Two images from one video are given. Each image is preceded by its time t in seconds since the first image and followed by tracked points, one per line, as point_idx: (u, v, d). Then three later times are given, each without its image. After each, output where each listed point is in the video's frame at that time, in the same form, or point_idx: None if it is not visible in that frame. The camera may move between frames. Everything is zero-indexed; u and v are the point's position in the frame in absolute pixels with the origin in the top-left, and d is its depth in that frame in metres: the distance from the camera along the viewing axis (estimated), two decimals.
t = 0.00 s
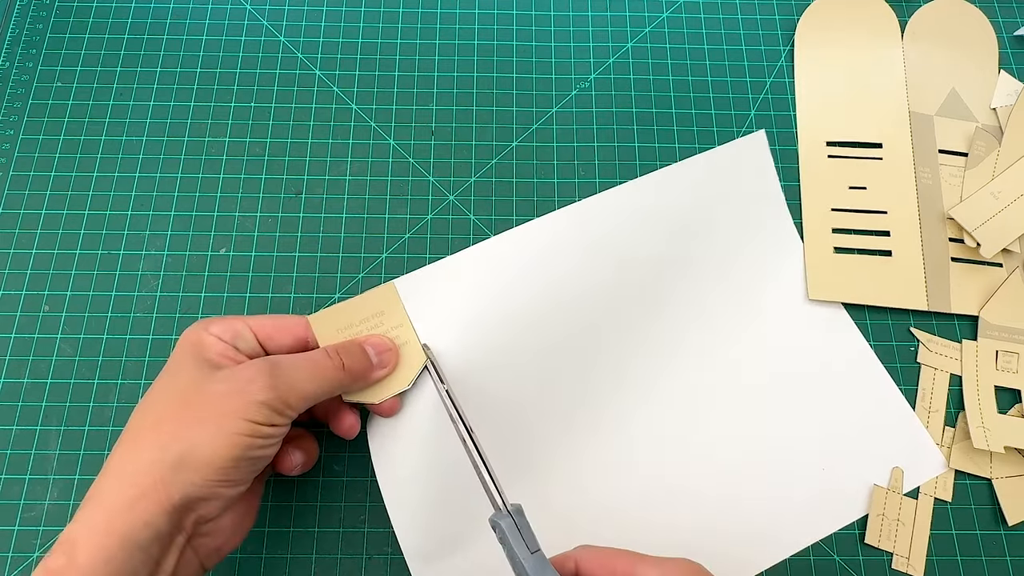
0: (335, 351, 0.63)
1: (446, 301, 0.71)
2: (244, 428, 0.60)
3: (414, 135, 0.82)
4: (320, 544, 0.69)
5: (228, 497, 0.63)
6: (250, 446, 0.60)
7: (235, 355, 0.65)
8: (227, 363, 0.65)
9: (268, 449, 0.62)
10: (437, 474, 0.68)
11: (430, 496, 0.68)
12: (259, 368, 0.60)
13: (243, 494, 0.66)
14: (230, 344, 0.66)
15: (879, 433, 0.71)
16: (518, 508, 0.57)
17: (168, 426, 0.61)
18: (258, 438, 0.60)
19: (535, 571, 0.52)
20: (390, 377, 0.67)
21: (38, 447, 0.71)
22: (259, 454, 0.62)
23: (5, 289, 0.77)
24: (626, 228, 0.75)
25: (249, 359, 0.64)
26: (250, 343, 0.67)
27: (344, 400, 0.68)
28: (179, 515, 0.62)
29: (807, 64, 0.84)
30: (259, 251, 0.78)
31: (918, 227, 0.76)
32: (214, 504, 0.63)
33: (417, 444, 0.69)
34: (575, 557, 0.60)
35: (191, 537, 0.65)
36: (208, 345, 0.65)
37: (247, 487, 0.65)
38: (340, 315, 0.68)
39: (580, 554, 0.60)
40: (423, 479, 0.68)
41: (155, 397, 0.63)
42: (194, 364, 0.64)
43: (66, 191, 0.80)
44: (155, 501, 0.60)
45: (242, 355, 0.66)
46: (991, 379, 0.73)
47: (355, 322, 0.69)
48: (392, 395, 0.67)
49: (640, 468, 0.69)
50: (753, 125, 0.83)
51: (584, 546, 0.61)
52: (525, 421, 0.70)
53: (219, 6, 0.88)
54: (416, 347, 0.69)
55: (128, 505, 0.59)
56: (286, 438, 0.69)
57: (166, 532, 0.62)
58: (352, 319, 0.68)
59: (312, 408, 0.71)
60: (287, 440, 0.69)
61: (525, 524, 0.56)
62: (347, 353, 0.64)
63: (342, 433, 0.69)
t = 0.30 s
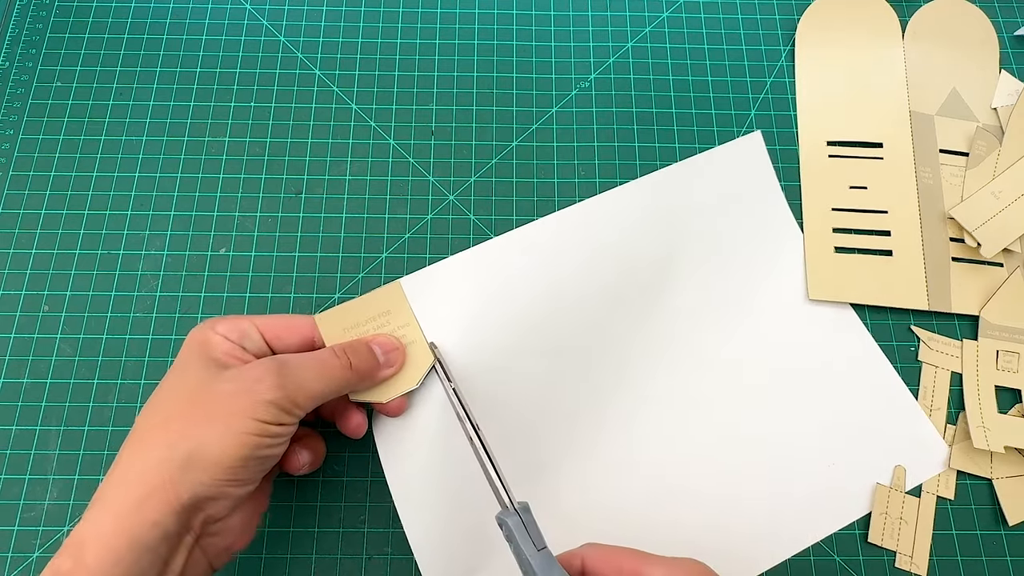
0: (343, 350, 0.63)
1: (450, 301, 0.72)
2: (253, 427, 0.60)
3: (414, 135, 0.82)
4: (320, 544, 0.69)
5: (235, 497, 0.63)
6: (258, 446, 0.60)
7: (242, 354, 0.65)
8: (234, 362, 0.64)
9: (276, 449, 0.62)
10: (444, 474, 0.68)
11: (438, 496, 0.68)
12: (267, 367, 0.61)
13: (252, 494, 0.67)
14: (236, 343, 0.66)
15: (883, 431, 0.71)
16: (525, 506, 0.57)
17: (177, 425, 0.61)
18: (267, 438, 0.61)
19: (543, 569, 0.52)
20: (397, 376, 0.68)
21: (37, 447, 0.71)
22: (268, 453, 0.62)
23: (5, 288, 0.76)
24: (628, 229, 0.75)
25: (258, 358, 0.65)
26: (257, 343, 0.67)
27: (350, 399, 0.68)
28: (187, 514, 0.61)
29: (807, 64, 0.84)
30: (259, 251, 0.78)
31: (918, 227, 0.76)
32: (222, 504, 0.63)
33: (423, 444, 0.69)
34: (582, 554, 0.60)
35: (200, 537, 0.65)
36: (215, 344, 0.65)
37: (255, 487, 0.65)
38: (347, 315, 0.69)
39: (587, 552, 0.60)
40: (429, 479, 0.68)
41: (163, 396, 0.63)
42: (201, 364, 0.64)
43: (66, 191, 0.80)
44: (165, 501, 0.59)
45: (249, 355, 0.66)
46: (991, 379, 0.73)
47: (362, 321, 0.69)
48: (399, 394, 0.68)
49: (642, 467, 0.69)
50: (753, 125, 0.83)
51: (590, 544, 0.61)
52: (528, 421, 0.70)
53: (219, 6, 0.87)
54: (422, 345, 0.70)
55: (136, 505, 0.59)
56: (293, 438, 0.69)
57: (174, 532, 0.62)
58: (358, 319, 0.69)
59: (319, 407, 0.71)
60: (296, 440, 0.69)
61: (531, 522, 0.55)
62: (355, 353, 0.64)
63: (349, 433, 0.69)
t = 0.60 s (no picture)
0: (347, 349, 0.63)
1: (451, 300, 0.72)
2: (258, 426, 0.60)
3: (414, 135, 0.82)
4: (320, 544, 0.69)
5: (241, 496, 0.63)
6: (264, 444, 0.60)
7: (247, 354, 0.65)
8: (240, 361, 0.64)
9: (282, 448, 0.62)
10: (449, 474, 0.68)
11: (442, 496, 0.68)
12: (271, 366, 0.61)
13: (258, 493, 0.67)
14: (242, 342, 0.66)
15: (885, 430, 0.71)
16: (529, 506, 0.57)
17: (183, 425, 0.60)
18: (272, 437, 0.60)
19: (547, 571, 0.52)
20: (402, 375, 0.68)
21: (37, 447, 0.71)
22: (273, 453, 0.62)
23: (5, 288, 0.76)
24: (628, 229, 0.75)
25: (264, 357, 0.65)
26: (262, 342, 0.67)
27: (356, 399, 0.68)
28: (194, 514, 0.61)
29: (806, 64, 0.84)
30: (259, 251, 0.78)
31: (918, 227, 0.76)
32: (229, 503, 0.63)
33: (426, 444, 0.69)
34: (586, 553, 0.60)
35: (207, 536, 0.65)
36: (221, 343, 0.65)
37: (261, 486, 0.65)
38: (350, 314, 0.68)
39: (591, 552, 0.60)
40: (433, 479, 0.68)
41: (169, 396, 0.63)
42: (207, 363, 0.64)
43: (66, 191, 0.80)
44: (171, 501, 0.59)
45: (254, 354, 0.66)
46: (991, 379, 0.73)
47: (366, 320, 0.69)
48: (403, 393, 0.68)
49: (643, 467, 0.69)
50: (753, 125, 0.83)
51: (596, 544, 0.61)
52: (529, 420, 0.70)
53: (219, 6, 0.88)
54: (427, 344, 0.70)
55: (143, 506, 0.59)
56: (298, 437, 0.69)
57: (180, 532, 0.61)
58: (362, 318, 0.68)
59: (325, 407, 0.71)
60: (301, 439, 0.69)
61: (535, 523, 0.55)
62: (360, 352, 0.64)
63: (355, 432, 0.69)
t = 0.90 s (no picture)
0: (348, 353, 0.63)
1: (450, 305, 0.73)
2: (258, 430, 0.59)
3: (414, 135, 0.82)
4: (320, 544, 0.69)
5: (240, 500, 0.63)
6: (263, 449, 0.60)
7: (247, 358, 0.65)
8: (240, 366, 0.64)
9: (281, 451, 0.62)
10: (450, 473, 0.69)
11: (445, 496, 0.68)
12: (271, 370, 0.60)
13: (258, 498, 0.66)
14: (242, 347, 0.66)
15: (883, 431, 0.71)
16: (530, 507, 0.56)
17: (182, 430, 0.60)
18: (272, 441, 0.60)
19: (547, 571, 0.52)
20: (402, 379, 0.68)
21: (38, 447, 0.71)
22: (273, 457, 0.62)
23: (5, 289, 0.77)
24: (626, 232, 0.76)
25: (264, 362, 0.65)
26: (263, 347, 0.67)
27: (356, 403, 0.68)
28: (194, 519, 0.61)
29: (806, 64, 0.84)
30: (259, 251, 0.78)
31: (917, 227, 0.76)
32: (227, 508, 0.62)
33: (427, 445, 0.69)
34: (587, 553, 0.60)
35: (207, 541, 0.65)
36: (221, 349, 0.65)
37: (261, 490, 0.65)
38: (351, 317, 0.69)
39: (591, 552, 0.60)
40: (435, 478, 0.69)
41: (169, 401, 0.63)
42: (207, 368, 0.64)
43: (66, 191, 0.80)
44: (171, 506, 0.59)
45: (254, 359, 0.66)
46: (991, 379, 0.73)
47: (367, 323, 0.70)
48: (404, 396, 0.68)
49: (643, 468, 0.69)
50: (753, 125, 0.83)
51: (594, 544, 0.61)
52: (529, 421, 0.70)
53: (219, 6, 0.88)
54: (428, 347, 0.70)
55: (143, 510, 0.59)
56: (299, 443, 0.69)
57: (180, 537, 0.61)
58: (364, 321, 0.70)
59: (326, 411, 0.71)
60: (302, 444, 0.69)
61: (535, 524, 0.55)
62: (360, 356, 0.64)
63: (355, 437, 0.69)
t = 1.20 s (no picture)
0: (353, 356, 0.63)
1: (452, 306, 0.73)
2: (262, 433, 0.59)
3: (414, 135, 0.82)
4: (320, 544, 0.69)
5: (245, 503, 0.63)
6: (268, 451, 0.60)
7: (255, 361, 0.65)
8: (245, 368, 0.64)
9: (286, 453, 0.62)
10: (453, 475, 0.68)
11: (447, 497, 0.68)
12: (276, 373, 0.60)
13: (263, 500, 0.66)
14: (249, 350, 0.66)
15: (886, 432, 0.71)
16: (531, 493, 0.57)
17: (188, 432, 0.60)
18: (275, 443, 0.60)
19: (547, 555, 0.52)
20: (408, 384, 0.67)
21: (37, 447, 0.71)
22: (278, 459, 0.62)
23: (5, 288, 0.77)
24: (627, 233, 0.76)
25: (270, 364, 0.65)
26: (269, 349, 0.67)
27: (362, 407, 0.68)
28: (198, 521, 0.61)
29: (806, 64, 0.84)
30: (259, 251, 0.78)
31: (917, 227, 0.76)
32: (232, 511, 0.63)
33: (430, 446, 0.69)
34: (584, 543, 0.60)
35: (211, 544, 0.65)
36: (227, 350, 0.65)
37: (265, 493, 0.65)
38: (358, 321, 0.69)
39: (589, 541, 0.60)
40: (437, 480, 0.68)
41: (174, 404, 0.63)
42: (214, 370, 0.64)
43: (66, 191, 0.80)
44: (175, 508, 0.59)
45: (260, 361, 0.65)
46: (991, 379, 0.73)
47: (374, 327, 0.69)
48: (410, 401, 0.67)
49: (645, 470, 0.69)
50: (753, 125, 0.83)
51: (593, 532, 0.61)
52: (531, 423, 0.70)
53: (219, 6, 0.88)
54: (435, 351, 0.69)
55: (147, 512, 0.59)
56: (304, 445, 0.69)
57: (184, 539, 0.61)
58: (371, 325, 0.69)
59: (332, 415, 0.71)
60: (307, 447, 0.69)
61: (537, 510, 0.55)
62: (366, 359, 0.64)
63: (359, 440, 0.69)
